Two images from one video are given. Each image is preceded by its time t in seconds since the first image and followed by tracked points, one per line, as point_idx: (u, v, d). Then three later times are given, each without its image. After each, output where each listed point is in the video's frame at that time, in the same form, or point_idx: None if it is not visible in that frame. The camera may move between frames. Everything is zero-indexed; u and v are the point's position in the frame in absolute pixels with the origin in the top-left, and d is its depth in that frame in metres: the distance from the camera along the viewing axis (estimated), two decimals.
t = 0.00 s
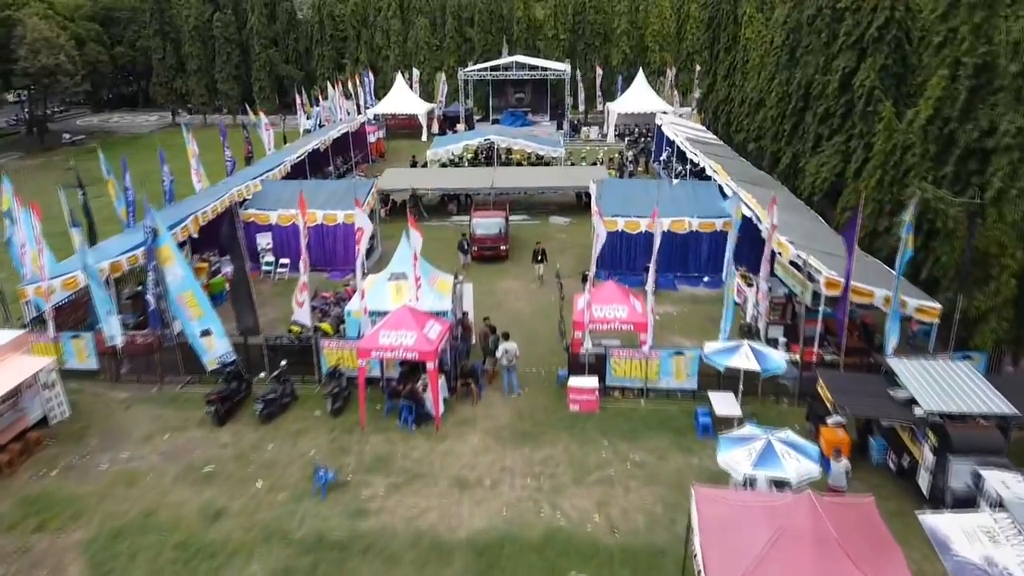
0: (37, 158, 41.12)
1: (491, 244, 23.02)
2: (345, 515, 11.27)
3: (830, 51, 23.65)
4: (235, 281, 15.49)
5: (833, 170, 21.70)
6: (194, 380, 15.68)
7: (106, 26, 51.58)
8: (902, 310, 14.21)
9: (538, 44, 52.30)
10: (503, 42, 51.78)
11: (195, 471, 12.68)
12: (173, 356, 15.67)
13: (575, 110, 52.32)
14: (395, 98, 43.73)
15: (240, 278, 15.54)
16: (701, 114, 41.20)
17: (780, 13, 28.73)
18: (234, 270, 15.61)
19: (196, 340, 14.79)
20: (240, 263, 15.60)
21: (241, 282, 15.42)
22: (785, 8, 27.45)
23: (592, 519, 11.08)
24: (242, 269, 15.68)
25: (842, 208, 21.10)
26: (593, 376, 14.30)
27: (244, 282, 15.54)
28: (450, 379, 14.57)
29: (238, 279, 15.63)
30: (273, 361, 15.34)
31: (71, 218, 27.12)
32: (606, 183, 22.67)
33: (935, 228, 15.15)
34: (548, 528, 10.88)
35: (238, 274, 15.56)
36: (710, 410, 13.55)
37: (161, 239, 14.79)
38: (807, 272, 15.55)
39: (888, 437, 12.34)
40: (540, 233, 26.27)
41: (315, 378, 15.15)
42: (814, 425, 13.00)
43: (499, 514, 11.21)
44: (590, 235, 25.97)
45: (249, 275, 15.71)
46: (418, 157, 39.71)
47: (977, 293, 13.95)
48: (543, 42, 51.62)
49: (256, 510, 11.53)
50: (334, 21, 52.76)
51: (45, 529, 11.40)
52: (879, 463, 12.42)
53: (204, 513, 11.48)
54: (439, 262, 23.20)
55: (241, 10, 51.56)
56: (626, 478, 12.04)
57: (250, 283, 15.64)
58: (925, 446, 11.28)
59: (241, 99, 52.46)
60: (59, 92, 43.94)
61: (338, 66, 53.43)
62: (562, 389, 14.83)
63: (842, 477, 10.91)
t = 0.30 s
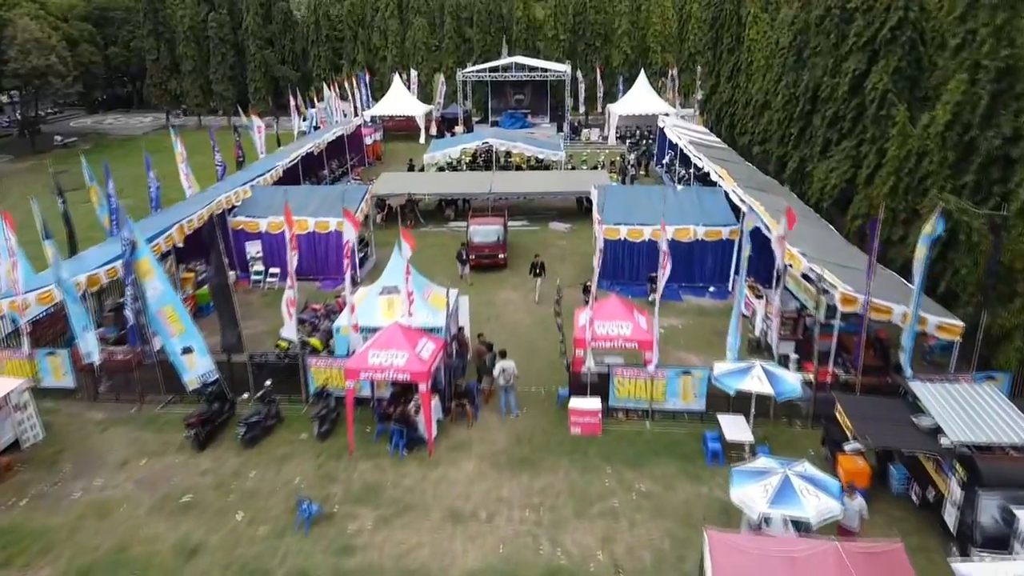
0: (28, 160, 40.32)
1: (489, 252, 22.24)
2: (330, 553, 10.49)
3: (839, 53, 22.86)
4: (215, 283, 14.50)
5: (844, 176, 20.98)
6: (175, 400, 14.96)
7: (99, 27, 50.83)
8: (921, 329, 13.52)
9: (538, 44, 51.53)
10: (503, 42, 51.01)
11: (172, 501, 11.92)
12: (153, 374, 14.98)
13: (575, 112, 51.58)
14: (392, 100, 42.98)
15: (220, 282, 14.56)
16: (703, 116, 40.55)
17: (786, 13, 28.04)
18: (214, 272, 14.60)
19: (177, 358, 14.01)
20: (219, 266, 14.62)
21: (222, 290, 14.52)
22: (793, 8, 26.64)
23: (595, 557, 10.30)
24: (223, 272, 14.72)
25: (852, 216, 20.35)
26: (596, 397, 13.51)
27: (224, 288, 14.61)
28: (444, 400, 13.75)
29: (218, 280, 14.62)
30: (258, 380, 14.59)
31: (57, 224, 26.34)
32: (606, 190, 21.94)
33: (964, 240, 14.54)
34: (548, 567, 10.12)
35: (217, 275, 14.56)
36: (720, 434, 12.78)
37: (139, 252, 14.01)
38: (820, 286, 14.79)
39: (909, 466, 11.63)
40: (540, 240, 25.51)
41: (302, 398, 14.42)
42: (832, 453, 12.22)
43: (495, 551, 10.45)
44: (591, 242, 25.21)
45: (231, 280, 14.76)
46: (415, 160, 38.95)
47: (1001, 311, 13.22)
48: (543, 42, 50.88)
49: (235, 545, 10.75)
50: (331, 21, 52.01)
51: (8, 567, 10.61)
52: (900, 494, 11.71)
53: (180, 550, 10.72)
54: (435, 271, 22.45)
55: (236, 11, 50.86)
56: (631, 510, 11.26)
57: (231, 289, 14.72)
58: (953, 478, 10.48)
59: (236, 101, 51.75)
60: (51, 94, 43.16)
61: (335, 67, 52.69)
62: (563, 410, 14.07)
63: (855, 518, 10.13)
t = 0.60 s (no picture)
0: (17, 164, 39.53)
1: (488, 260, 21.43)
2: None
3: (850, 55, 22.13)
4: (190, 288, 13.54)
5: (855, 183, 20.26)
6: (154, 423, 14.19)
7: (92, 27, 50.05)
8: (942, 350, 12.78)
9: (538, 44, 50.71)
10: (502, 42, 50.25)
11: (146, 535, 11.13)
12: (131, 394, 14.20)
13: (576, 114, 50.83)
14: (389, 102, 42.22)
15: (197, 293, 13.66)
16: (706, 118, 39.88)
17: (793, 14, 27.32)
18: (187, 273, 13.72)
19: (155, 379, 13.21)
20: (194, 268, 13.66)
21: (200, 304, 13.62)
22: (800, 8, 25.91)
23: None
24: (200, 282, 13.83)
25: (864, 224, 19.58)
26: (599, 422, 12.72)
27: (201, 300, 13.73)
28: (439, 424, 12.94)
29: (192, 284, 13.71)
30: (241, 402, 13.81)
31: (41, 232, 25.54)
32: (605, 198, 21.15)
33: (987, 255, 13.83)
34: None
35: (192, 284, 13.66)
36: (731, 462, 11.99)
37: (114, 267, 13.26)
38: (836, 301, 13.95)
39: (935, 500, 10.88)
40: (540, 247, 24.73)
41: (287, 420, 13.66)
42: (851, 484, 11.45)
43: None
44: (593, 249, 24.40)
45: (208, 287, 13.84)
46: (412, 164, 38.20)
47: None
48: (543, 43, 50.13)
49: None
50: (326, 22, 51.51)
51: None
52: (925, 529, 10.94)
53: None
54: (432, 280, 21.68)
55: (231, 11, 50.41)
56: (637, 547, 10.48)
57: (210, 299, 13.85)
58: (983, 515, 9.73)
59: (231, 102, 51.02)
60: (41, 96, 42.37)
61: (332, 68, 51.94)
62: (564, 434, 13.30)
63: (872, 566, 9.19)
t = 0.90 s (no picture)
0: (7, 167, 38.71)
1: (485, 270, 20.65)
2: None
3: (861, 57, 21.27)
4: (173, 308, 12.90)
5: (866, 191, 19.47)
6: (130, 448, 13.39)
7: (84, 28, 49.23)
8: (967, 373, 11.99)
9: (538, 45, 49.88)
10: (502, 43, 49.44)
11: None
12: (105, 419, 13.40)
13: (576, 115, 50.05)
14: (386, 104, 41.41)
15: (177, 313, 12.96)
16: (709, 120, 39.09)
17: (801, 13, 26.45)
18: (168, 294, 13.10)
19: (131, 402, 12.37)
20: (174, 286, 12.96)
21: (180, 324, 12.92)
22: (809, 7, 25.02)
23: None
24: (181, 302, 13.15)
25: (877, 234, 18.78)
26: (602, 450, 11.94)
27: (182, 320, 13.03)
28: (432, 452, 12.13)
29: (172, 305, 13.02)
30: (222, 426, 13.02)
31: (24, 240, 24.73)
32: (607, 206, 20.37)
33: (1014, 271, 13.07)
34: None
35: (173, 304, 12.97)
36: (744, 495, 11.22)
37: (87, 284, 12.47)
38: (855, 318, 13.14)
39: (964, 538, 10.08)
40: (540, 255, 23.94)
41: (271, 446, 12.90)
42: (874, 519, 10.67)
43: None
44: (594, 257, 23.58)
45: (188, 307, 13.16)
46: (409, 167, 37.42)
47: None
48: (543, 43, 49.32)
49: None
50: (322, 22, 50.79)
51: None
52: (953, 569, 10.16)
53: None
54: (427, 291, 20.88)
55: (227, 11, 49.74)
56: None
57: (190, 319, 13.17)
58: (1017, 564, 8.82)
59: (226, 104, 50.24)
60: (31, 99, 41.56)
61: (328, 69, 51.17)
62: (565, 461, 12.53)
63: None
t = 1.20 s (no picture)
0: None
1: (483, 281, 19.83)
2: None
3: (873, 59, 20.48)
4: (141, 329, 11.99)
5: (880, 199, 18.70)
6: (104, 477, 12.60)
7: (76, 28, 48.38)
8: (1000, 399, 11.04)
9: (537, 46, 49.07)
10: (501, 43, 48.63)
11: None
12: (77, 446, 12.59)
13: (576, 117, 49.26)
14: (384, 105, 40.60)
15: (150, 335, 12.10)
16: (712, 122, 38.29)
17: (809, 14, 25.66)
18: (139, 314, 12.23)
19: (103, 430, 11.56)
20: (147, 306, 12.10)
21: (152, 346, 12.03)
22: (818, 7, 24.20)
23: None
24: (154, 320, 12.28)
25: (891, 245, 17.99)
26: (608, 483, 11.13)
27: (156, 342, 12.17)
28: (425, 483, 11.30)
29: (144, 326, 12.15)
30: (200, 455, 12.22)
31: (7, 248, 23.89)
32: (610, 213, 19.52)
33: None
34: None
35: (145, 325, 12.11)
36: (760, 532, 10.41)
37: (53, 305, 11.60)
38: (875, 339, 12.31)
39: None
40: (540, 263, 23.15)
41: (253, 476, 12.12)
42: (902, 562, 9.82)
43: None
44: (595, 267, 22.77)
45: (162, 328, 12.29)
46: (406, 170, 36.61)
47: None
48: (543, 44, 48.51)
49: None
50: (319, 22, 50.05)
51: None
52: None
53: None
54: (422, 302, 20.08)
55: (221, 11, 48.98)
56: None
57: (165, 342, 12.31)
58: None
59: (221, 105, 49.47)
60: (21, 100, 40.73)
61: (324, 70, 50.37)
62: (568, 492, 11.73)
63: None
